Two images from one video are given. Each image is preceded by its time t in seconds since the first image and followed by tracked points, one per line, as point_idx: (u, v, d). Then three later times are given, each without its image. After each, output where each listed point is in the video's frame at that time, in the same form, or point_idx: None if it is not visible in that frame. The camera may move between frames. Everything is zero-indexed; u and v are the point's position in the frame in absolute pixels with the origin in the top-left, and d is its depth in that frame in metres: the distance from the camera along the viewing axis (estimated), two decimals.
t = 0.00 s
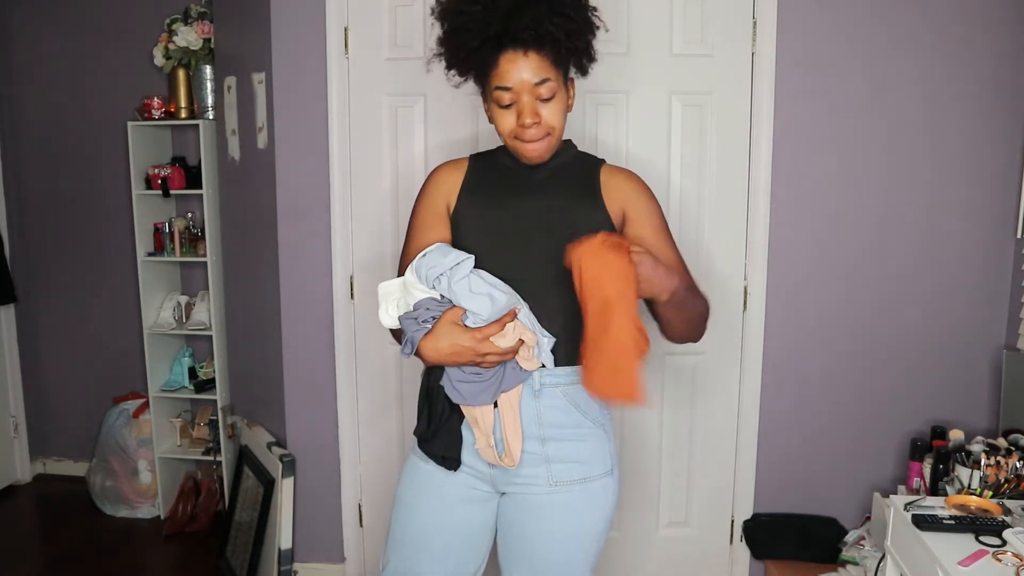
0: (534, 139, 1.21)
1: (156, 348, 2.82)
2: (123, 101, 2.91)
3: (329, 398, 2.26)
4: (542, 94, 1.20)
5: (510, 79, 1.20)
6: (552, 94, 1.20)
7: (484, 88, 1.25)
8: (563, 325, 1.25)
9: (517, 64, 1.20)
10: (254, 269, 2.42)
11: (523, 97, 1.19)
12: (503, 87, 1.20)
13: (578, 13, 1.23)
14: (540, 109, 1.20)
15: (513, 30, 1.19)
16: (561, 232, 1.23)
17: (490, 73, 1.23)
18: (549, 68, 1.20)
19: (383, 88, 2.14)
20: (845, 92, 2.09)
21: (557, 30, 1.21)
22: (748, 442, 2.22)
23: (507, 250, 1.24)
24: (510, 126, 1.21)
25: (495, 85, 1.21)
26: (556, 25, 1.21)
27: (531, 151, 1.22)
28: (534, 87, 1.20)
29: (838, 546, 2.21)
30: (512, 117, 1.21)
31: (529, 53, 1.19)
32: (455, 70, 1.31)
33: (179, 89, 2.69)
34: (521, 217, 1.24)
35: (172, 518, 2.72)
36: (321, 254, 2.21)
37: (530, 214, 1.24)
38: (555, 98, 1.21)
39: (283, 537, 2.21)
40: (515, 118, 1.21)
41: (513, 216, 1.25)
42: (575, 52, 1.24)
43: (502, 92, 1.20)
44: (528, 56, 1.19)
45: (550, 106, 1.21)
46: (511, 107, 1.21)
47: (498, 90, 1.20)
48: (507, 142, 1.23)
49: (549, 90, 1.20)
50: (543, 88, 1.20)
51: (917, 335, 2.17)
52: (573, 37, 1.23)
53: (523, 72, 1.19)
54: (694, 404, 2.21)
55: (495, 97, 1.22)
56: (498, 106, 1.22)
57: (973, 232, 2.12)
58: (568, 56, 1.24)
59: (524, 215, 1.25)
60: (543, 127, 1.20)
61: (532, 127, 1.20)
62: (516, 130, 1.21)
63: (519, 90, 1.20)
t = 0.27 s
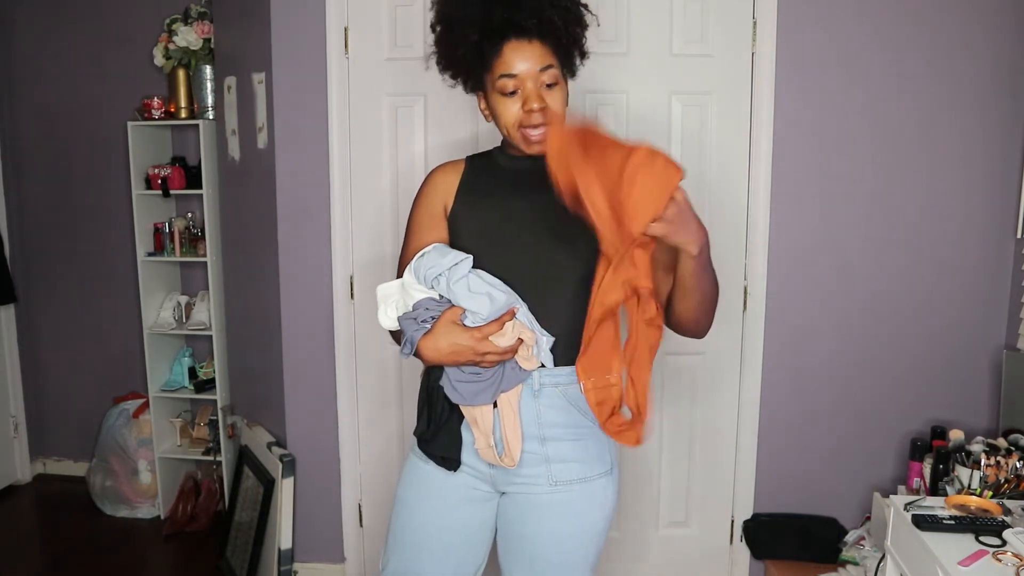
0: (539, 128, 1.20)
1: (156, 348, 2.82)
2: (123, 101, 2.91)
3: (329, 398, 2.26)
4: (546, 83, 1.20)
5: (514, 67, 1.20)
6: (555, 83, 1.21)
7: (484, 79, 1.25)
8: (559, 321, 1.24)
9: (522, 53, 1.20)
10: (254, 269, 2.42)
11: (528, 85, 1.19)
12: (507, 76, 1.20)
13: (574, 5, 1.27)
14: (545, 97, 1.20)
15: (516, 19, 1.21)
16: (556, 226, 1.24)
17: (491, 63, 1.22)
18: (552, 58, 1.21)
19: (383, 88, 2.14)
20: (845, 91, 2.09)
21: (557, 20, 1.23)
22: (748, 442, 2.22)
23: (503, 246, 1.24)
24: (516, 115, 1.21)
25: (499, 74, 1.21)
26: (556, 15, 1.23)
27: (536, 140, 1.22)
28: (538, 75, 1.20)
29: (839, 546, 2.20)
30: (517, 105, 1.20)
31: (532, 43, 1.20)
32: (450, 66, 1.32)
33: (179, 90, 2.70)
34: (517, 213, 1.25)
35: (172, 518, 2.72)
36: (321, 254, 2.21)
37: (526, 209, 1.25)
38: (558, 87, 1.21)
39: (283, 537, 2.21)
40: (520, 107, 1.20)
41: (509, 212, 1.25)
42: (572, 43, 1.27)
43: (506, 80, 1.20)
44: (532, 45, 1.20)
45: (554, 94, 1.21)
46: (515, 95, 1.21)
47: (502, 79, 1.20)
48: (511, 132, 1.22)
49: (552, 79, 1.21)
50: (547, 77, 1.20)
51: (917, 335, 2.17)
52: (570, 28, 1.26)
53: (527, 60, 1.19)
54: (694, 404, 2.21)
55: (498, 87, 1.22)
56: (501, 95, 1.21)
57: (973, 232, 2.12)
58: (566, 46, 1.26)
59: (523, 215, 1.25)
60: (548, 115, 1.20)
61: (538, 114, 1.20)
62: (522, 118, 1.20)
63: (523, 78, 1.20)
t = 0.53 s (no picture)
0: (539, 123, 1.22)
1: (156, 348, 2.82)
2: (123, 101, 2.91)
3: (329, 398, 2.26)
4: (545, 80, 1.22)
5: (514, 64, 1.22)
6: (554, 80, 1.23)
7: (484, 77, 1.27)
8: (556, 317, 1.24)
9: (521, 50, 1.22)
10: (254, 269, 2.42)
11: (528, 80, 1.22)
12: (507, 73, 1.22)
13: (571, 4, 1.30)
14: (544, 93, 1.22)
15: (516, 16, 1.24)
16: (555, 224, 1.24)
17: (491, 60, 1.24)
18: (551, 55, 1.23)
19: (383, 88, 2.14)
20: (845, 91, 2.09)
21: (555, 17, 1.26)
22: (748, 442, 2.22)
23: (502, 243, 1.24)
24: (515, 111, 1.22)
25: (499, 71, 1.23)
26: (554, 12, 1.26)
27: (536, 136, 1.23)
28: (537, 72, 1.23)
29: (839, 546, 2.21)
30: (517, 101, 1.22)
31: (532, 41, 1.22)
32: (449, 63, 1.34)
33: (179, 90, 2.70)
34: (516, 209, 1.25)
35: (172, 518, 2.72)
36: (321, 254, 2.21)
37: (526, 206, 1.25)
38: (556, 84, 1.23)
39: (283, 537, 2.21)
40: (520, 103, 1.22)
41: (508, 208, 1.25)
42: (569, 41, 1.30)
43: (506, 77, 1.22)
44: (531, 42, 1.22)
45: (553, 91, 1.23)
46: (515, 91, 1.23)
47: (502, 75, 1.22)
48: (511, 129, 1.24)
49: (551, 76, 1.23)
50: (546, 74, 1.22)
51: (917, 335, 2.17)
52: (568, 26, 1.29)
53: (526, 56, 1.21)
54: (694, 404, 2.21)
55: (498, 84, 1.23)
56: (501, 91, 1.23)
57: (973, 232, 2.12)
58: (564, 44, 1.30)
59: (521, 215, 1.25)
60: (547, 110, 1.22)
61: (538, 109, 1.21)
62: (522, 114, 1.22)
63: (523, 74, 1.22)
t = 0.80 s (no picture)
0: (535, 125, 1.22)
1: (156, 348, 2.82)
2: (123, 101, 2.91)
3: (329, 398, 2.26)
4: (541, 82, 1.22)
5: (511, 66, 1.22)
6: (551, 82, 1.23)
7: (481, 78, 1.27)
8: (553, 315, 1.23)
9: (518, 52, 1.22)
10: (254, 269, 2.42)
11: (525, 82, 1.21)
12: (503, 74, 1.22)
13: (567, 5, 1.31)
14: (542, 95, 1.22)
15: (513, 18, 1.24)
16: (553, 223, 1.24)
17: (488, 62, 1.24)
18: (547, 57, 1.23)
19: (383, 88, 2.14)
20: (845, 91, 2.09)
21: (551, 19, 1.27)
22: (748, 442, 2.22)
23: (501, 241, 1.25)
24: (512, 113, 1.22)
25: (495, 72, 1.23)
26: (550, 14, 1.27)
27: (533, 138, 1.23)
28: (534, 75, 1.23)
29: (838, 546, 2.21)
30: (514, 103, 1.22)
31: (529, 42, 1.22)
32: (445, 64, 1.34)
33: (179, 90, 2.70)
34: (514, 208, 1.25)
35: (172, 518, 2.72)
36: (321, 254, 2.21)
37: (524, 205, 1.25)
38: (553, 86, 1.23)
39: (283, 537, 2.21)
40: (517, 104, 1.22)
41: (507, 207, 1.25)
42: (564, 43, 1.31)
43: (503, 78, 1.22)
44: (528, 44, 1.22)
45: (550, 94, 1.23)
46: (512, 93, 1.22)
47: (499, 77, 1.22)
48: (508, 131, 1.24)
49: (547, 78, 1.23)
50: (542, 76, 1.22)
51: (917, 335, 2.17)
52: (564, 28, 1.30)
53: (523, 58, 1.21)
54: (694, 404, 2.21)
55: (495, 86, 1.23)
56: (498, 94, 1.23)
57: (973, 232, 2.12)
58: (559, 46, 1.30)
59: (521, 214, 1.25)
60: (544, 113, 1.22)
61: (535, 112, 1.21)
62: (519, 116, 1.21)
63: (520, 76, 1.22)
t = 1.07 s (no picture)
0: (531, 122, 1.22)
1: (156, 348, 2.82)
2: (123, 101, 2.91)
3: (329, 398, 2.26)
4: (536, 80, 1.23)
5: (506, 64, 1.22)
6: (545, 79, 1.23)
7: (475, 77, 1.27)
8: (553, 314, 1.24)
9: (512, 50, 1.23)
10: (254, 269, 2.42)
11: (519, 80, 1.22)
12: (498, 72, 1.22)
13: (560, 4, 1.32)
14: (536, 92, 1.22)
15: (506, 16, 1.25)
16: (551, 223, 1.24)
17: (483, 61, 1.25)
18: (542, 55, 1.23)
19: (383, 88, 2.14)
20: (845, 91, 2.09)
21: (544, 17, 1.27)
22: (748, 442, 2.22)
23: (500, 241, 1.24)
24: (507, 111, 1.22)
25: (490, 71, 1.23)
26: (544, 13, 1.28)
27: (528, 136, 1.23)
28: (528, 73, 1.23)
29: (839, 546, 2.20)
30: (509, 101, 1.22)
31: (523, 41, 1.23)
32: (439, 64, 1.34)
33: (179, 90, 2.70)
34: (513, 207, 1.25)
35: (172, 518, 2.72)
36: (321, 254, 2.21)
37: (522, 204, 1.25)
38: (547, 84, 1.23)
39: (283, 537, 2.21)
40: (512, 102, 1.22)
41: (505, 207, 1.25)
42: (558, 42, 1.31)
43: (497, 77, 1.22)
44: (522, 42, 1.22)
45: (544, 91, 1.23)
46: (506, 91, 1.22)
47: (493, 75, 1.22)
48: (504, 129, 1.23)
49: (542, 76, 1.23)
50: (537, 73, 1.22)
51: (917, 335, 2.17)
52: (558, 28, 1.31)
53: (517, 56, 1.21)
54: (694, 404, 2.21)
55: (490, 85, 1.23)
56: (493, 92, 1.23)
57: (973, 231, 2.12)
58: (553, 45, 1.30)
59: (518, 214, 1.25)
60: (539, 110, 1.22)
61: (530, 108, 1.21)
62: (514, 113, 1.21)
63: (515, 74, 1.22)
